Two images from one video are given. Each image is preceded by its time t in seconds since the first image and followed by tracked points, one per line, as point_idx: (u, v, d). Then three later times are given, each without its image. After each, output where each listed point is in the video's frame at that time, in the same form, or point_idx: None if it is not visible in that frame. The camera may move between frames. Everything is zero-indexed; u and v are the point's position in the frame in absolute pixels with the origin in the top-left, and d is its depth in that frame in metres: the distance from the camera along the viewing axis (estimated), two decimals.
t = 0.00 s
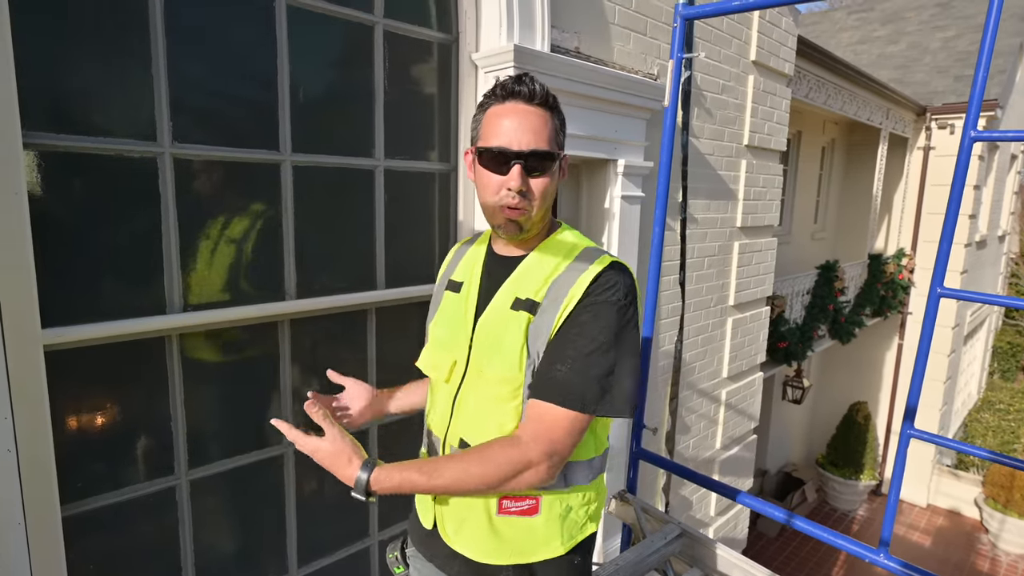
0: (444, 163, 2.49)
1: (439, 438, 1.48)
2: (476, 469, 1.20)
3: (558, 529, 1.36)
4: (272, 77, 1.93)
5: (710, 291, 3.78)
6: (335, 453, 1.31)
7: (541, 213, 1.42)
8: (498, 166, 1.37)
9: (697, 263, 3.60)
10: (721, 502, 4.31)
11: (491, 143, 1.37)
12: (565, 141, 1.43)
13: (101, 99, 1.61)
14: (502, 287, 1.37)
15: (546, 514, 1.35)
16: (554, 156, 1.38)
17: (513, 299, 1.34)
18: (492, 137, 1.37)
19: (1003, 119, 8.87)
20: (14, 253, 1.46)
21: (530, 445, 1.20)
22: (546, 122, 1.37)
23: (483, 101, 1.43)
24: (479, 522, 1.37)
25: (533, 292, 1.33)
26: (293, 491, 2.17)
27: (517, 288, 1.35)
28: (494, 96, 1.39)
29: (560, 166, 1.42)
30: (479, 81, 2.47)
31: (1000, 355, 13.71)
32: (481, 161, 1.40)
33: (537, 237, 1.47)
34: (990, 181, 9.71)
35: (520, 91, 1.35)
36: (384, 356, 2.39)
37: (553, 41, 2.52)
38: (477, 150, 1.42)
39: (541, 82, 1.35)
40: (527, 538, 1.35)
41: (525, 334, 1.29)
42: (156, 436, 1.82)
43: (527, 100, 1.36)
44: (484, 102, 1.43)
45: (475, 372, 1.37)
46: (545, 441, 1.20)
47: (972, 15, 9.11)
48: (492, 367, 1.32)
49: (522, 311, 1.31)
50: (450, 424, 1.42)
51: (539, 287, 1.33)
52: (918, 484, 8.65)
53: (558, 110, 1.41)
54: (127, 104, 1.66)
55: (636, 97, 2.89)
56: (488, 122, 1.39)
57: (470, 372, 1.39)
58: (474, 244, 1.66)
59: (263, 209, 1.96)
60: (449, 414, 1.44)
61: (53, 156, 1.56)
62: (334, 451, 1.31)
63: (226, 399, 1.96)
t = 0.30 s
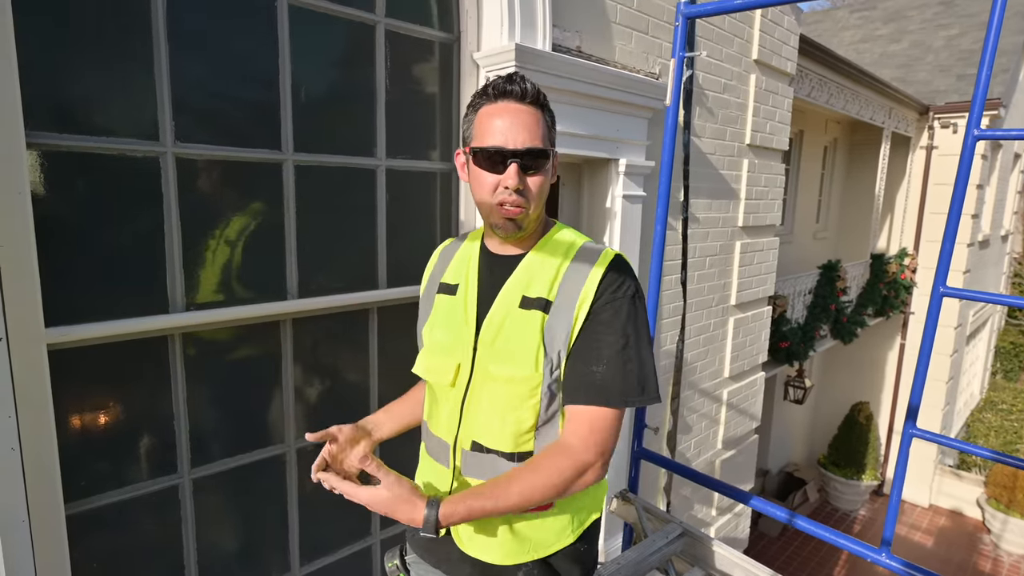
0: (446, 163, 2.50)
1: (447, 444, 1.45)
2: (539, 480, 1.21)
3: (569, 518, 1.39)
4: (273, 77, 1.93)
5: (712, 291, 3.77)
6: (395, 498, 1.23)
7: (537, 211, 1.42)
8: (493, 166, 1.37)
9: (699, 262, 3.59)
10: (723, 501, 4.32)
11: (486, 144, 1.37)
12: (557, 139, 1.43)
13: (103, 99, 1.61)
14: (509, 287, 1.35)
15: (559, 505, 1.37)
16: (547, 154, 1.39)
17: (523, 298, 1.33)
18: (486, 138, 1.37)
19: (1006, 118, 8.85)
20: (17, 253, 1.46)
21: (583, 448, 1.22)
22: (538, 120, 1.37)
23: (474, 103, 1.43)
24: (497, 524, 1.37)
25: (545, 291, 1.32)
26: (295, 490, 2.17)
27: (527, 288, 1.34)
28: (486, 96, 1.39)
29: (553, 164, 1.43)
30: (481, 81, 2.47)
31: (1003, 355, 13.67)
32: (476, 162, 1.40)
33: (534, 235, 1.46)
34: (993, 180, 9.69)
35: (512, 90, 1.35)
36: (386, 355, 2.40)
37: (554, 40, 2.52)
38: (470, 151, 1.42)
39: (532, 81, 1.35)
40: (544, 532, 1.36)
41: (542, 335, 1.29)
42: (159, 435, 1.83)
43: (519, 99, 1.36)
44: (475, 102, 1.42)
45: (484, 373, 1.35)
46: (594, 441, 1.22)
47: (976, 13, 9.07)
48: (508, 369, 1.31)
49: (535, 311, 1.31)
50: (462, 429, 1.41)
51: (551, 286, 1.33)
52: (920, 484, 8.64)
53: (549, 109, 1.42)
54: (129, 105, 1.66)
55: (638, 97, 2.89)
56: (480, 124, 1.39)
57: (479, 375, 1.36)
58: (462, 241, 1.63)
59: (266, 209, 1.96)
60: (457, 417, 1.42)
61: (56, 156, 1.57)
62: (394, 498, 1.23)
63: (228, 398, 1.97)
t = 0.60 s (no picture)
0: (447, 163, 2.49)
1: (452, 444, 1.45)
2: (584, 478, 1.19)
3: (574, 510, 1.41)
4: (274, 77, 1.93)
5: (712, 290, 3.77)
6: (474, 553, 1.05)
7: (529, 209, 1.41)
8: (485, 162, 1.36)
9: (699, 262, 3.60)
10: (724, 500, 4.32)
11: (478, 140, 1.37)
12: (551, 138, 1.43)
13: (102, 98, 1.61)
14: (512, 284, 1.36)
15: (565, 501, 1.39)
16: (540, 152, 1.38)
17: (525, 296, 1.35)
18: (479, 135, 1.37)
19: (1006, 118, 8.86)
20: (16, 252, 1.46)
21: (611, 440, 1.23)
22: (531, 119, 1.37)
23: (468, 101, 1.43)
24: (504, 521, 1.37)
25: (549, 290, 1.34)
26: (296, 489, 2.17)
27: (530, 285, 1.35)
28: (481, 94, 1.39)
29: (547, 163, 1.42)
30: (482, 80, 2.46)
31: (1003, 355, 13.68)
32: (468, 158, 1.39)
33: (528, 234, 1.46)
34: (993, 180, 9.70)
35: (505, 88, 1.36)
36: (387, 355, 2.40)
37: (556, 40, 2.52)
38: (464, 148, 1.42)
39: (525, 79, 1.35)
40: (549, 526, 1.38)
41: (547, 332, 1.31)
42: (160, 435, 1.83)
43: (512, 97, 1.36)
44: (470, 100, 1.43)
45: (487, 371, 1.36)
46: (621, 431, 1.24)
47: (976, 14, 9.09)
48: (514, 366, 1.32)
49: (539, 308, 1.33)
50: (466, 429, 1.40)
51: (553, 285, 1.34)
52: (920, 483, 8.65)
53: (544, 108, 1.41)
54: (129, 105, 1.66)
55: (639, 97, 2.89)
56: (473, 121, 1.39)
57: (482, 374, 1.37)
58: (456, 238, 1.63)
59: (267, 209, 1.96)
60: (460, 417, 1.42)
61: (56, 156, 1.57)
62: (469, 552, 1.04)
63: (229, 398, 1.97)
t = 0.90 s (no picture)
0: (447, 160, 2.49)
1: (456, 443, 1.44)
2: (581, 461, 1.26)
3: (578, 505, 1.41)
4: (274, 74, 1.92)
5: (712, 288, 3.77)
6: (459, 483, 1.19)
7: (539, 206, 1.42)
8: (498, 159, 1.36)
9: (700, 259, 3.59)
10: (723, 497, 4.32)
11: (490, 138, 1.37)
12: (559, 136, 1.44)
13: (102, 96, 1.61)
14: (516, 282, 1.36)
15: (566, 496, 1.39)
16: (551, 150, 1.39)
17: (529, 295, 1.35)
18: (491, 132, 1.37)
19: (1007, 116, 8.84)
20: (16, 250, 1.46)
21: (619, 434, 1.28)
22: (543, 117, 1.38)
23: (478, 97, 1.42)
24: (508, 517, 1.37)
25: (554, 288, 1.34)
26: (296, 487, 2.17)
27: (535, 283, 1.36)
28: (492, 91, 1.39)
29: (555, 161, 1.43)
30: (482, 77, 2.46)
31: (1003, 353, 13.69)
32: (479, 155, 1.39)
33: (534, 232, 1.46)
34: (994, 178, 9.69)
35: (518, 86, 1.36)
36: (387, 353, 2.39)
37: (556, 37, 2.52)
38: (474, 144, 1.41)
39: (538, 78, 1.37)
40: (555, 521, 1.38)
41: (553, 332, 1.32)
42: (161, 432, 1.83)
43: (525, 95, 1.37)
44: (480, 95, 1.42)
45: (492, 370, 1.36)
46: (628, 429, 1.29)
47: (978, 11, 9.06)
48: (520, 365, 1.32)
49: (544, 307, 1.33)
50: (469, 428, 1.41)
51: (558, 283, 1.35)
52: (919, 481, 8.66)
53: (553, 108, 1.43)
54: (129, 102, 1.66)
55: (639, 94, 2.88)
56: (484, 117, 1.39)
57: (486, 374, 1.37)
58: (451, 237, 1.61)
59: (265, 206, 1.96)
60: (464, 415, 1.41)
61: (56, 153, 1.57)
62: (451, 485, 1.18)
63: (229, 396, 1.97)
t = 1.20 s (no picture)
0: (447, 145, 2.48)
1: (462, 429, 1.43)
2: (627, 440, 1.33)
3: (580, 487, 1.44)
4: (272, 57, 1.91)
5: (712, 275, 3.77)
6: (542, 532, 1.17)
7: (540, 187, 1.40)
8: (496, 139, 1.35)
9: (700, 246, 3.59)
10: (722, 483, 4.35)
11: (488, 116, 1.36)
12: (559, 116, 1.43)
13: (100, 79, 1.60)
14: (522, 267, 1.37)
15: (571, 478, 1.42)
16: (551, 129, 1.38)
17: (537, 279, 1.36)
18: (489, 110, 1.36)
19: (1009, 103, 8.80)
20: (15, 234, 1.45)
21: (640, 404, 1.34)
22: (542, 96, 1.37)
23: (475, 79, 1.42)
24: (514, 502, 1.39)
25: (561, 273, 1.36)
26: (297, 472, 2.18)
27: (542, 268, 1.37)
28: (490, 70, 1.39)
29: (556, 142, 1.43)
30: (482, 61, 2.44)
31: (1000, 340, 13.74)
32: (478, 134, 1.38)
33: (536, 214, 1.45)
34: (994, 166, 9.67)
35: (516, 65, 1.36)
36: (387, 338, 2.40)
37: (556, 20, 2.50)
38: (472, 124, 1.40)
39: (536, 56, 1.37)
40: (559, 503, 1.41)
41: (562, 316, 1.33)
42: (162, 417, 1.83)
43: (523, 74, 1.37)
44: (477, 78, 1.42)
45: (499, 354, 1.36)
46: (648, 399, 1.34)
47: None
48: (527, 349, 1.33)
49: (551, 291, 1.35)
50: (475, 413, 1.40)
51: (566, 267, 1.36)
52: (916, 467, 8.72)
53: (552, 87, 1.42)
54: (126, 85, 1.64)
55: (640, 78, 2.86)
56: (482, 97, 1.38)
57: (493, 358, 1.37)
58: (449, 223, 1.59)
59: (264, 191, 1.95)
60: (469, 400, 1.41)
61: (53, 136, 1.55)
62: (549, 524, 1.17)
63: (229, 381, 1.97)
